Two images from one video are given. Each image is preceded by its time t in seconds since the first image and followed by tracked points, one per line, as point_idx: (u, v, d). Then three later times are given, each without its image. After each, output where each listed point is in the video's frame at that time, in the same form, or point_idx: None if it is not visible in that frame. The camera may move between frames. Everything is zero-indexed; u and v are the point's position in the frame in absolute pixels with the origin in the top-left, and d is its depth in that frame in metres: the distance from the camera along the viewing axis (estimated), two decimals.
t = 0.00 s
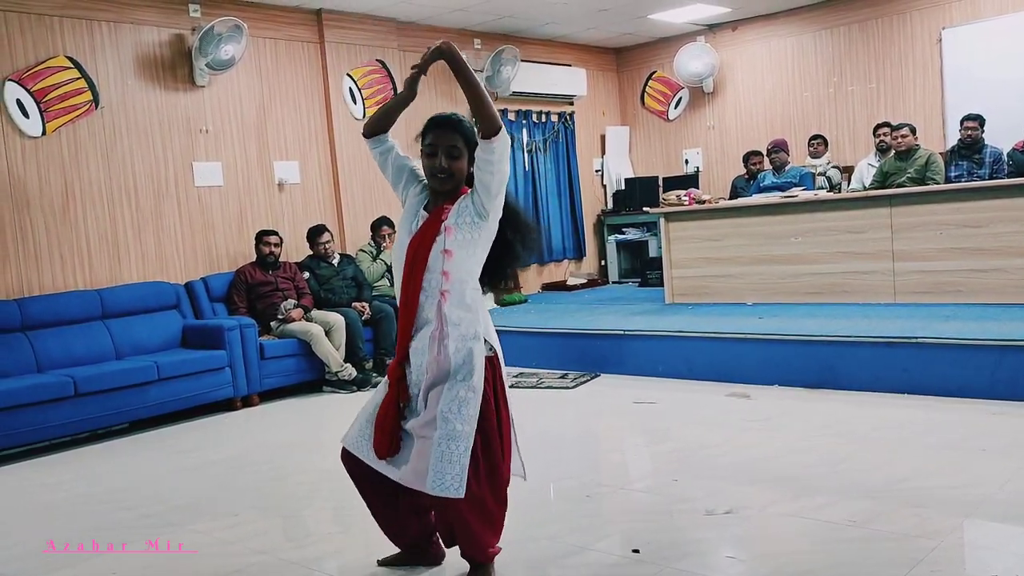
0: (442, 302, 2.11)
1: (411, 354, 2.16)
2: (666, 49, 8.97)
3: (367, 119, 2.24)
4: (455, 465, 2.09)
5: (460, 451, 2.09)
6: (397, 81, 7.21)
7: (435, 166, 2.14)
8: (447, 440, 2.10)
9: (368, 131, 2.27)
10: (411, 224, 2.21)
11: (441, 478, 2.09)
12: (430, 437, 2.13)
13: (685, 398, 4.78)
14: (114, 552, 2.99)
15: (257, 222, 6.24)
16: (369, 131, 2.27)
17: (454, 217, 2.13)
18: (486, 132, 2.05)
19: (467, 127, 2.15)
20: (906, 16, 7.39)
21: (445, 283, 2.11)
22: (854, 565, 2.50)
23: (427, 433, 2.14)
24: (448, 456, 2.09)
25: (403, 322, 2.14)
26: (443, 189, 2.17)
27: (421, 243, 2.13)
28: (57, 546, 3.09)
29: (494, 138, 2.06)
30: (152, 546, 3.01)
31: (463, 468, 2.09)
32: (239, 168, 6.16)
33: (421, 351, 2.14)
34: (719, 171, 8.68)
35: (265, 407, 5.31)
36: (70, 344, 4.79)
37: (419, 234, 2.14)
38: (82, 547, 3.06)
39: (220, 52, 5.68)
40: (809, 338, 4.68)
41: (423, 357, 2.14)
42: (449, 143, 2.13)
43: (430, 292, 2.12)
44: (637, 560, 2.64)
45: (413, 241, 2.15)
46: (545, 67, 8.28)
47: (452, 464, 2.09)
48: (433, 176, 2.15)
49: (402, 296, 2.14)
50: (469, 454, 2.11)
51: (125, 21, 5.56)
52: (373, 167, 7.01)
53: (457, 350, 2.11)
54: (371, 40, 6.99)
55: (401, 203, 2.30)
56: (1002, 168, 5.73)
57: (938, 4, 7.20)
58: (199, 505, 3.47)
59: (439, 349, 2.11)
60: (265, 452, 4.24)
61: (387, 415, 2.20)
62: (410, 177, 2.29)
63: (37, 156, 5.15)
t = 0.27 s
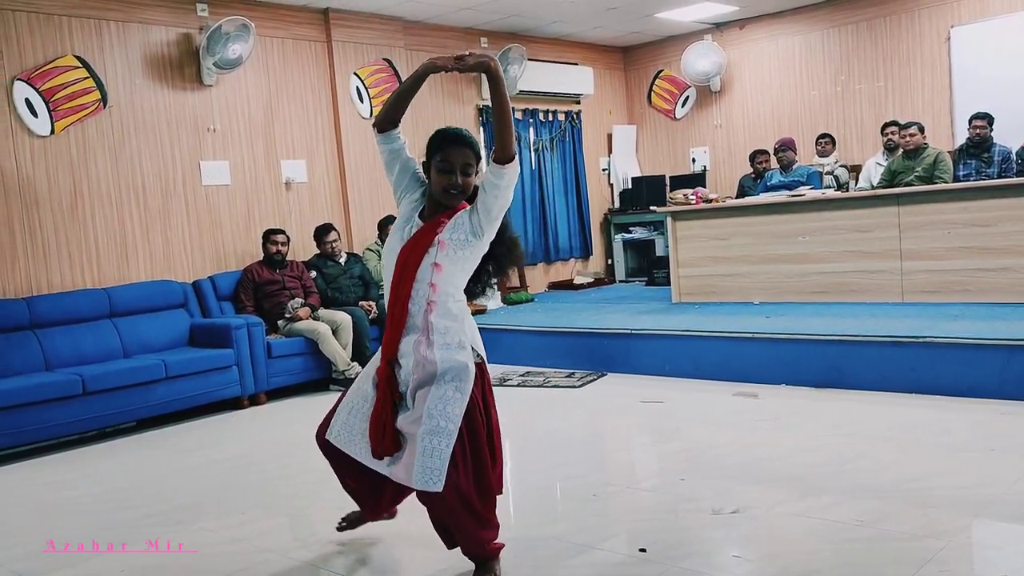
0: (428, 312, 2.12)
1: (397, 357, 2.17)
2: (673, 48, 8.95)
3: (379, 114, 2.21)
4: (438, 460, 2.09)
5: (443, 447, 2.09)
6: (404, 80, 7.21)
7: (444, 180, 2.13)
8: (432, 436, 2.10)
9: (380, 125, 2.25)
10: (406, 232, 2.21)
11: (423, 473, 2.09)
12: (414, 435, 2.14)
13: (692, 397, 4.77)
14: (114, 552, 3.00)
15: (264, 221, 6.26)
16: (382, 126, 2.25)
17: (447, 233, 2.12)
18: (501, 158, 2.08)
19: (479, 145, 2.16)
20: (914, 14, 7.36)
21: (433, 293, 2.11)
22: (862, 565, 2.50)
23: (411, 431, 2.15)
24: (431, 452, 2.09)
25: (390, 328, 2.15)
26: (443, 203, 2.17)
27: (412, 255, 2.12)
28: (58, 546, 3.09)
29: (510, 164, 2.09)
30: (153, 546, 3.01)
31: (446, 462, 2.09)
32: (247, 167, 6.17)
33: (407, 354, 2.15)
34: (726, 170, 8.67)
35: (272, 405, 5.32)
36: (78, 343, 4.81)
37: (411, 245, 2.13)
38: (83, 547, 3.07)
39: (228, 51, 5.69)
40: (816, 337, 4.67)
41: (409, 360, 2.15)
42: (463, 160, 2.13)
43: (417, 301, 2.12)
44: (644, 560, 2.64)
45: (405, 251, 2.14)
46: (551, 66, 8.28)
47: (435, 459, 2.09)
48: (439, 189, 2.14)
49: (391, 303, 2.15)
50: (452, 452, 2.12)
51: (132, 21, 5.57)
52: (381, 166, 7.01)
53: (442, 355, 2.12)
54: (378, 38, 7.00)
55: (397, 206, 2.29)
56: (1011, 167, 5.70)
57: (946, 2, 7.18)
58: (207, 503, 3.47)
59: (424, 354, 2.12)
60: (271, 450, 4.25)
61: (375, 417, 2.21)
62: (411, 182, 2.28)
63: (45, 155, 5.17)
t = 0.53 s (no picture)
0: (404, 321, 2.21)
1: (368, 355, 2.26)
2: (682, 45, 8.93)
3: (375, 132, 2.19)
4: (410, 439, 2.19)
5: (414, 428, 2.20)
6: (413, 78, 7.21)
7: (428, 199, 2.19)
8: (403, 420, 2.19)
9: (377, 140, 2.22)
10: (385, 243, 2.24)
11: (397, 452, 2.19)
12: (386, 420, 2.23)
13: (700, 395, 4.77)
14: (113, 552, 2.98)
15: (274, 218, 6.27)
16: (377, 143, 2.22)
17: (429, 253, 2.19)
18: (483, 202, 2.13)
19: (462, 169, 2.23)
20: (925, 11, 7.32)
21: (410, 305, 2.21)
22: (871, 564, 2.49)
23: (382, 419, 2.24)
24: (404, 433, 2.19)
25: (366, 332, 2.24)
26: (422, 220, 2.23)
27: (393, 270, 2.19)
28: (58, 545, 3.08)
29: (490, 207, 2.14)
30: (152, 546, 3.00)
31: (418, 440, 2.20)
32: (257, 165, 6.19)
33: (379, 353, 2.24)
34: (735, 168, 8.65)
35: (281, 401, 5.33)
36: (90, 339, 4.83)
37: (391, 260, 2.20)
38: (83, 546, 3.05)
39: (237, 49, 5.70)
40: (825, 334, 4.66)
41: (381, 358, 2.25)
42: (447, 181, 2.20)
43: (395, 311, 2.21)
44: (653, 557, 2.64)
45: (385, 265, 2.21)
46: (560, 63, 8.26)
47: (408, 438, 2.19)
48: (422, 206, 2.20)
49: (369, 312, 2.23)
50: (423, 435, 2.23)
51: (142, 18, 5.59)
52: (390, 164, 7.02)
53: (414, 355, 2.23)
54: (387, 35, 7.00)
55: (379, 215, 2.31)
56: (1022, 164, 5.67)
57: None
58: (217, 499, 3.49)
59: (397, 355, 2.22)
60: (280, 447, 4.27)
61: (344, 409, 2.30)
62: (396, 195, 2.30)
63: (56, 152, 5.20)
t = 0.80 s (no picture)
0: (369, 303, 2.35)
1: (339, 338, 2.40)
2: (692, 41, 8.90)
3: (338, 128, 2.36)
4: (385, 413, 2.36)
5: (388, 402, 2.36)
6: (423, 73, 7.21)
7: (391, 195, 2.34)
8: (381, 395, 2.35)
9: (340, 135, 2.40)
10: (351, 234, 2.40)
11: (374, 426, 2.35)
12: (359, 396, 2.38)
13: (709, 391, 4.76)
14: (113, 552, 2.93)
15: (284, 214, 6.29)
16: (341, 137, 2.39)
17: (390, 244, 2.32)
18: (437, 211, 2.26)
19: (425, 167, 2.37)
20: (937, 5, 7.28)
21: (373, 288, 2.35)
22: (882, 561, 2.48)
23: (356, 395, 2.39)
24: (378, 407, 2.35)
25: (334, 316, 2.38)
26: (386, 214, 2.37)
27: (358, 258, 2.33)
28: (57, 546, 3.03)
29: (443, 216, 2.28)
30: (152, 546, 2.95)
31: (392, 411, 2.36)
32: (267, 161, 6.21)
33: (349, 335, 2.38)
34: (745, 164, 8.62)
35: (291, 396, 5.35)
36: (101, 333, 4.86)
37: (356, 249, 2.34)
38: (82, 547, 3.00)
39: (248, 45, 5.72)
40: (835, 331, 4.65)
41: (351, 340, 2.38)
42: (409, 179, 2.35)
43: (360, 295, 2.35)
44: (662, 553, 2.64)
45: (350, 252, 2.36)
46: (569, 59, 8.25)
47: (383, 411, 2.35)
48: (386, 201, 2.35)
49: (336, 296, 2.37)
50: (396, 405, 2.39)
51: (154, 14, 5.61)
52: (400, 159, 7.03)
53: (382, 333, 2.37)
54: (396, 31, 7.00)
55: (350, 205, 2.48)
56: None
57: None
58: (227, 493, 3.50)
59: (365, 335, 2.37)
60: (290, 441, 4.29)
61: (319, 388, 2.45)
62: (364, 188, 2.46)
63: (67, 148, 5.22)
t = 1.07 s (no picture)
0: (363, 259, 2.53)
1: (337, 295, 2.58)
2: (699, 36, 8.88)
3: (322, 93, 2.54)
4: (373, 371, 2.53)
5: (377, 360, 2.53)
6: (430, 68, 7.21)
7: (378, 150, 2.52)
8: (367, 352, 2.51)
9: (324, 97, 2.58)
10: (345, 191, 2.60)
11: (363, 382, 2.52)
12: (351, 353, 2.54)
13: (716, 386, 4.76)
14: (114, 552, 2.88)
15: (291, 208, 6.30)
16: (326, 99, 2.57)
17: (380, 199, 2.50)
18: (423, 155, 2.40)
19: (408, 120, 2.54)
20: None
21: (367, 245, 2.53)
22: (888, 556, 2.48)
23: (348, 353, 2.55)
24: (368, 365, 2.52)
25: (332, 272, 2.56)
26: (377, 168, 2.56)
27: (351, 214, 2.52)
28: (57, 546, 2.98)
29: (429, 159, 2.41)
30: (152, 546, 2.90)
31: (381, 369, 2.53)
32: (274, 156, 6.21)
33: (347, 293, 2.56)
34: (753, 159, 8.60)
35: (298, 391, 5.36)
36: (108, 327, 4.87)
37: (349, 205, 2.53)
38: (82, 547, 2.95)
39: (254, 40, 5.73)
40: (842, 326, 4.64)
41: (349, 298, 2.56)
42: (394, 132, 2.53)
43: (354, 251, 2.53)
44: (669, 547, 2.64)
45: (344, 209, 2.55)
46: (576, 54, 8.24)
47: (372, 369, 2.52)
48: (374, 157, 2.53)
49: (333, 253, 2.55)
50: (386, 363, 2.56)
51: (162, 9, 5.62)
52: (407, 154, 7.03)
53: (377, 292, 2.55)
54: (403, 26, 7.00)
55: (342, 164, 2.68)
56: None
57: None
58: (234, 487, 3.51)
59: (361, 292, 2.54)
60: (297, 435, 4.30)
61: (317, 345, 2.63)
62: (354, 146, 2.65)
63: (76, 143, 5.24)
